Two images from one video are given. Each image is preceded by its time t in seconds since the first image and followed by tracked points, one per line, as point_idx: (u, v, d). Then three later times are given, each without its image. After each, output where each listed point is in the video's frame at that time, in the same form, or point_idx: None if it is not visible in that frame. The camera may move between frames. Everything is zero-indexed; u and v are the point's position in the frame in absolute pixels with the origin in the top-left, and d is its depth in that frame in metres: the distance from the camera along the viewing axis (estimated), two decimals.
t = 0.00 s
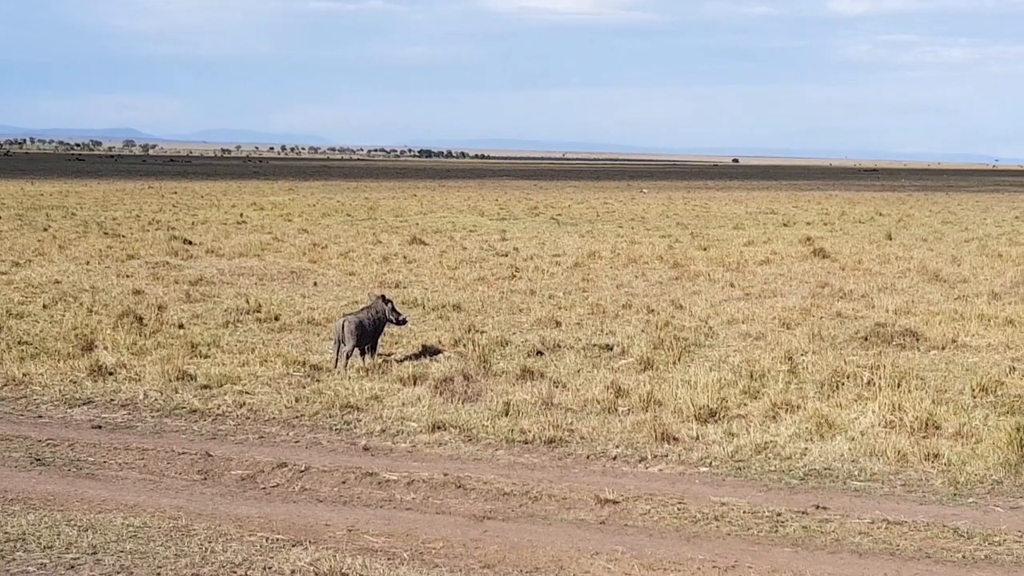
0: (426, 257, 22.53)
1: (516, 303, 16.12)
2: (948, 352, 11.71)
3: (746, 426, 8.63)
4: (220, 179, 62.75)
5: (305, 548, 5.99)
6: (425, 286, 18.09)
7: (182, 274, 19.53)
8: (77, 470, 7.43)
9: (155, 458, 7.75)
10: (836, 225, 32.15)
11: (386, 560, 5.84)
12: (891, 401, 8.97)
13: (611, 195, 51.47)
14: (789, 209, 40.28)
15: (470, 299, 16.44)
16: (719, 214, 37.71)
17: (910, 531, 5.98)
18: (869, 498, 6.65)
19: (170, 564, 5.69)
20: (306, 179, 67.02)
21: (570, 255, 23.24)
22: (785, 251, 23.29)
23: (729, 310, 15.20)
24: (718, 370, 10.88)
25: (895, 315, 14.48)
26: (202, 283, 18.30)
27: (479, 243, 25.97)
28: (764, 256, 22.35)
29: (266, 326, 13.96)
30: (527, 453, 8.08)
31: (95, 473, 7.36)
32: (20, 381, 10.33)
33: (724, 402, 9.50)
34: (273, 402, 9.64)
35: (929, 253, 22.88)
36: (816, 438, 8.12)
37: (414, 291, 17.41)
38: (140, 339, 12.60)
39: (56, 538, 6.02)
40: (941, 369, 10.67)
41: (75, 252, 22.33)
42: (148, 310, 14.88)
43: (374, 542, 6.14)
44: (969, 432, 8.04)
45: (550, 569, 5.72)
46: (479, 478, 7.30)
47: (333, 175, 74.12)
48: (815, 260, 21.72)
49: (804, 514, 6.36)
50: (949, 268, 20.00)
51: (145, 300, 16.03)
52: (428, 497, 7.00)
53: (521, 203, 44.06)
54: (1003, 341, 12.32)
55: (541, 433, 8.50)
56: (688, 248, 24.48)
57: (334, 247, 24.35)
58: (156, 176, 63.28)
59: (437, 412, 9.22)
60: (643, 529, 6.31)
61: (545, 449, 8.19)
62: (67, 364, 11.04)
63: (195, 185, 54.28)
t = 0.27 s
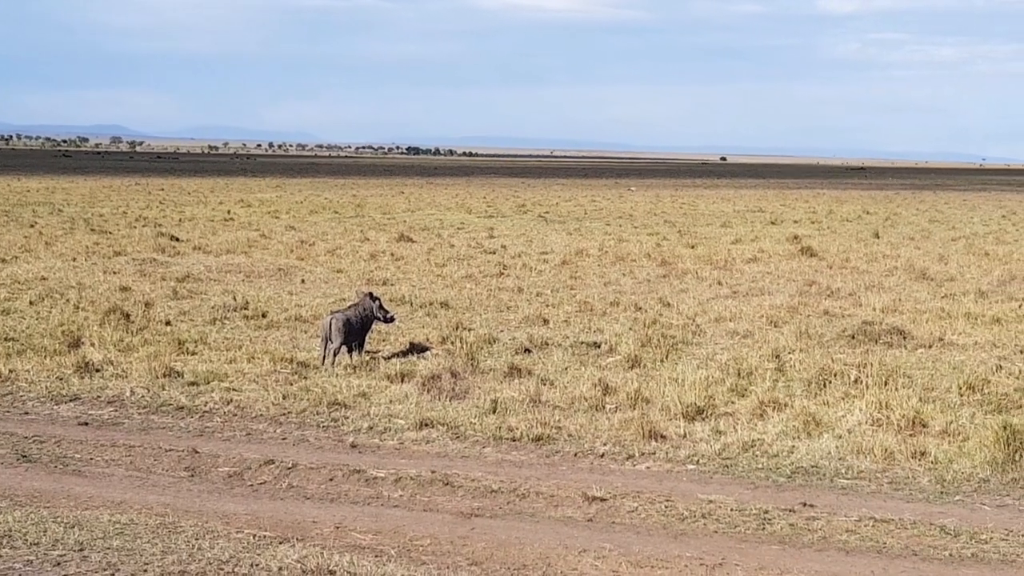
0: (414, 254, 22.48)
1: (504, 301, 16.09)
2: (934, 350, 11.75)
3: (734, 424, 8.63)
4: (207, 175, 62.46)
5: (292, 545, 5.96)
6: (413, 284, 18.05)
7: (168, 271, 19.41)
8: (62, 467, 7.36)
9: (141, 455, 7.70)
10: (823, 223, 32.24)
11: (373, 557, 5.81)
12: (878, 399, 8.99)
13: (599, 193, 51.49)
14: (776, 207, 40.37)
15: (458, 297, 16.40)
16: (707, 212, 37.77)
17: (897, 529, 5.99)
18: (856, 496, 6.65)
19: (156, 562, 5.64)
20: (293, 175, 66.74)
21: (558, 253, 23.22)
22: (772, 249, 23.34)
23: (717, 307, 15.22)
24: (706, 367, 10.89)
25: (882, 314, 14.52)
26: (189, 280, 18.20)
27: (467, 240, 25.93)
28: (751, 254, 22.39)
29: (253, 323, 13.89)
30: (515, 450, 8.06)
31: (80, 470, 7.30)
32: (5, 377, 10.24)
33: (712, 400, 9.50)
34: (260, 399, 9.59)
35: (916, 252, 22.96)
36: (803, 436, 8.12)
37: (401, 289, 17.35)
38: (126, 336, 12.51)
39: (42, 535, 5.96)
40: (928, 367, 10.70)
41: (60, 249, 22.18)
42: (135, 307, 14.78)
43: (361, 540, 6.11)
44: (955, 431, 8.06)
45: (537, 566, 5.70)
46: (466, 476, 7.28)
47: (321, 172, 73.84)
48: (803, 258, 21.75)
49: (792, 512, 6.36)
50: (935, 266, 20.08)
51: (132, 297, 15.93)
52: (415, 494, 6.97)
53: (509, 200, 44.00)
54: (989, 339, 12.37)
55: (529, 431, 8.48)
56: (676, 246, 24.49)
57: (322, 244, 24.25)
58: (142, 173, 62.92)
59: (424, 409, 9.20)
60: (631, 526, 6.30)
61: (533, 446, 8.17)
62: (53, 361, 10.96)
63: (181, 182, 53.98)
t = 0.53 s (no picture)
0: (402, 251, 22.43)
1: (493, 297, 16.07)
2: (922, 347, 11.79)
3: (722, 421, 8.64)
4: (194, 171, 62.14)
5: (282, 542, 5.93)
6: (401, 280, 18.01)
7: (156, 267, 19.30)
8: (49, 463, 7.31)
9: (129, 451, 7.65)
10: (811, 220, 32.33)
11: (362, 554, 5.80)
12: (866, 395, 9.02)
13: (587, 190, 51.50)
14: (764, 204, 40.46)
15: (447, 293, 16.38)
16: (695, 209, 37.81)
17: (885, 526, 6.01)
18: (844, 493, 6.67)
19: (144, 558, 5.61)
20: (281, 171, 66.46)
21: (546, 250, 23.21)
22: (760, 246, 23.39)
23: (705, 304, 15.24)
24: (694, 364, 10.90)
25: (870, 311, 14.57)
26: (177, 276, 18.12)
27: (455, 237, 25.89)
28: (740, 251, 22.42)
29: (241, 319, 13.83)
30: (504, 447, 8.05)
31: (68, 466, 7.24)
32: None
33: (700, 396, 9.51)
34: (248, 395, 9.55)
35: (903, 248, 23.06)
36: (791, 432, 8.14)
37: (390, 285, 17.30)
38: (114, 332, 12.44)
39: (30, 532, 5.92)
40: (915, 364, 10.74)
41: (47, 244, 22.04)
42: (123, 303, 14.70)
43: (350, 536, 6.09)
44: (943, 428, 8.09)
45: (527, 563, 5.69)
46: (455, 472, 7.26)
47: (309, 168, 73.61)
48: (791, 255, 21.80)
49: (781, 509, 6.38)
50: (922, 263, 20.15)
51: (119, 293, 15.83)
52: (404, 490, 6.95)
53: (498, 197, 43.97)
54: (976, 336, 12.42)
55: (517, 428, 8.47)
56: (664, 243, 24.52)
57: (310, 241, 24.16)
58: (129, 168, 62.55)
59: (413, 405, 9.17)
60: (620, 523, 6.30)
61: (521, 443, 8.16)
62: (40, 357, 10.88)
63: (168, 178, 53.70)
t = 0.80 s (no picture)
0: (393, 247, 22.38)
1: (483, 294, 16.05)
2: (912, 345, 11.82)
3: (713, 418, 8.65)
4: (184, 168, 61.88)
5: (273, 538, 5.91)
6: (391, 276, 17.97)
7: (146, 264, 19.22)
8: (39, 459, 7.26)
9: (119, 448, 7.61)
10: (801, 217, 32.40)
11: (353, 550, 5.78)
12: (856, 393, 9.04)
13: (578, 187, 51.49)
14: (754, 201, 40.52)
15: (438, 290, 16.35)
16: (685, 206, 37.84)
17: (877, 523, 6.01)
18: (835, 490, 6.68)
19: (135, 554, 5.58)
20: (271, 168, 66.26)
21: (537, 246, 23.20)
22: (751, 243, 23.42)
23: (696, 301, 15.25)
24: (685, 361, 10.90)
25: (860, 308, 14.60)
26: (167, 273, 18.05)
27: (446, 234, 25.86)
28: (730, 248, 22.45)
29: (231, 316, 13.78)
30: (494, 444, 8.04)
31: (58, 462, 7.20)
32: None
33: (691, 393, 9.52)
34: (238, 391, 9.51)
35: (894, 246, 23.11)
36: (782, 430, 8.15)
37: (380, 282, 17.26)
38: (105, 328, 12.38)
39: (21, 528, 5.88)
40: (906, 362, 10.77)
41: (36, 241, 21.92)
42: (113, 300, 14.63)
43: (341, 533, 6.07)
44: (933, 425, 8.11)
45: (518, 560, 5.68)
46: (446, 469, 7.25)
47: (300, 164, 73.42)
48: (781, 252, 21.83)
49: (773, 506, 6.38)
50: (912, 260, 20.21)
51: (109, 289, 15.75)
52: (395, 487, 6.93)
53: (489, 194, 43.94)
54: (966, 334, 12.47)
55: (508, 424, 8.45)
56: (655, 240, 24.52)
57: (300, 237, 24.10)
58: (118, 164, 62.25)
59: (403, 402, 9.15)
60: (611, 520, 6.29)
61: (512, 440, 8.15)
62: (30, 353, 10.82)
63: (158, 174, 53.46)
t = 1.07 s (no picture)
0: (386, 245, 22.35)
1: (476, 292, 16.03)
2: (905, 343, 11.84)
3: (707, 416, 8.65)
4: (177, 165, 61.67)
5: (267, 535, 5.89)
6: (385, 274, 17.94)
7: (140, 261, 19.16)
8: (33, 456, 7.23)
9: (114, 445, 7.58)
10: (795, 215, 32.43)
11: (347, 548, 5.76)
12: (850, 391, 9.05)
13: (572, 185, 51.47)
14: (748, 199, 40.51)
15: (431, 288, 16.32)
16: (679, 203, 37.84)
17: (871, 521, 6.02)
18: (829, 488, 6.69)
19: (130, 551, 5.55)
20: (264, 165, 66.08)
21: (530, 244, 23.18)
22: (745, 241, 23.43)
23: (689, 299, 15.25)
24: (679, 359, 10.90)
25: (854, 306, 14.61)
26: (160, 270, 17.99)
27: (439, 231, 25.83)
28: (723, 246, 22.45)
29: (225, 313, 13.74)
30: (488, 441, 8.02)
31: (52, 459, 7.17)
32: None
33: (685, 391, 9.52)
34: (232, 388, 9.48)
35: (887, 244, 23.14)
36: (776, 428, 8.16)
37: (374, 279, 17.23)
38: (98, 325, 12.34)
39: (15, 525, 5.86)
40: (899, 360, 10.78)
41: (29, 238, 21.84)
42: (106, 297, 14.58)
43: (335, 530, 6.05)
44: (927, 423, 8.12)
45: (513, 558, 5.67)
46: (439, 466, 7.23)
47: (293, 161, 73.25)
48: (774, 250, 21.83)
49: (767, 504, 6.38)
50: (906, 258, 20.23)
51: (103, 286, 15.70)
52: (389, 485, 6.91)
53: (482, 191, 43.91)
54: (959, 332, 12.48)
55: (502, 422, 8.44)
56: (649, 237, 24.50)
57: (293, 234, 24.05)
58: (111, 162, 62.04)
59: (397, 399, 9.14)
60: (605, 518, 6.29)
61: (506, 437, 8.14)
62: (24, 350, 10.78)
63: (151, 172, 53.26)
